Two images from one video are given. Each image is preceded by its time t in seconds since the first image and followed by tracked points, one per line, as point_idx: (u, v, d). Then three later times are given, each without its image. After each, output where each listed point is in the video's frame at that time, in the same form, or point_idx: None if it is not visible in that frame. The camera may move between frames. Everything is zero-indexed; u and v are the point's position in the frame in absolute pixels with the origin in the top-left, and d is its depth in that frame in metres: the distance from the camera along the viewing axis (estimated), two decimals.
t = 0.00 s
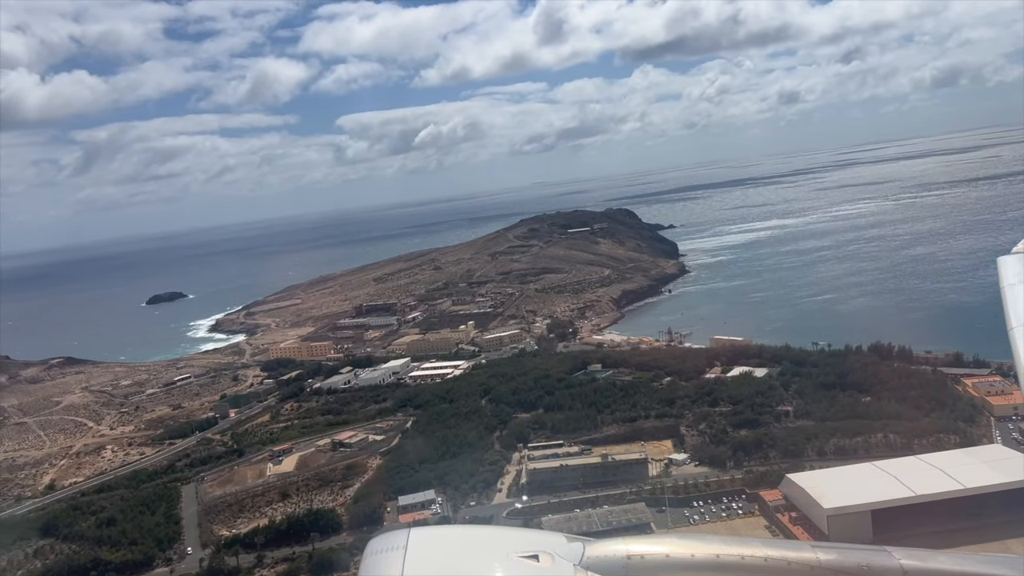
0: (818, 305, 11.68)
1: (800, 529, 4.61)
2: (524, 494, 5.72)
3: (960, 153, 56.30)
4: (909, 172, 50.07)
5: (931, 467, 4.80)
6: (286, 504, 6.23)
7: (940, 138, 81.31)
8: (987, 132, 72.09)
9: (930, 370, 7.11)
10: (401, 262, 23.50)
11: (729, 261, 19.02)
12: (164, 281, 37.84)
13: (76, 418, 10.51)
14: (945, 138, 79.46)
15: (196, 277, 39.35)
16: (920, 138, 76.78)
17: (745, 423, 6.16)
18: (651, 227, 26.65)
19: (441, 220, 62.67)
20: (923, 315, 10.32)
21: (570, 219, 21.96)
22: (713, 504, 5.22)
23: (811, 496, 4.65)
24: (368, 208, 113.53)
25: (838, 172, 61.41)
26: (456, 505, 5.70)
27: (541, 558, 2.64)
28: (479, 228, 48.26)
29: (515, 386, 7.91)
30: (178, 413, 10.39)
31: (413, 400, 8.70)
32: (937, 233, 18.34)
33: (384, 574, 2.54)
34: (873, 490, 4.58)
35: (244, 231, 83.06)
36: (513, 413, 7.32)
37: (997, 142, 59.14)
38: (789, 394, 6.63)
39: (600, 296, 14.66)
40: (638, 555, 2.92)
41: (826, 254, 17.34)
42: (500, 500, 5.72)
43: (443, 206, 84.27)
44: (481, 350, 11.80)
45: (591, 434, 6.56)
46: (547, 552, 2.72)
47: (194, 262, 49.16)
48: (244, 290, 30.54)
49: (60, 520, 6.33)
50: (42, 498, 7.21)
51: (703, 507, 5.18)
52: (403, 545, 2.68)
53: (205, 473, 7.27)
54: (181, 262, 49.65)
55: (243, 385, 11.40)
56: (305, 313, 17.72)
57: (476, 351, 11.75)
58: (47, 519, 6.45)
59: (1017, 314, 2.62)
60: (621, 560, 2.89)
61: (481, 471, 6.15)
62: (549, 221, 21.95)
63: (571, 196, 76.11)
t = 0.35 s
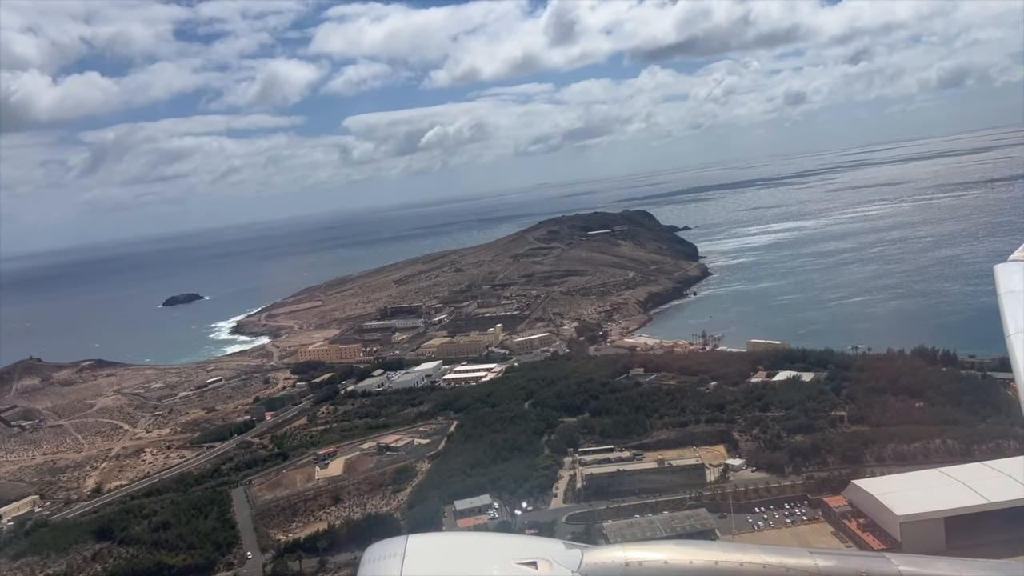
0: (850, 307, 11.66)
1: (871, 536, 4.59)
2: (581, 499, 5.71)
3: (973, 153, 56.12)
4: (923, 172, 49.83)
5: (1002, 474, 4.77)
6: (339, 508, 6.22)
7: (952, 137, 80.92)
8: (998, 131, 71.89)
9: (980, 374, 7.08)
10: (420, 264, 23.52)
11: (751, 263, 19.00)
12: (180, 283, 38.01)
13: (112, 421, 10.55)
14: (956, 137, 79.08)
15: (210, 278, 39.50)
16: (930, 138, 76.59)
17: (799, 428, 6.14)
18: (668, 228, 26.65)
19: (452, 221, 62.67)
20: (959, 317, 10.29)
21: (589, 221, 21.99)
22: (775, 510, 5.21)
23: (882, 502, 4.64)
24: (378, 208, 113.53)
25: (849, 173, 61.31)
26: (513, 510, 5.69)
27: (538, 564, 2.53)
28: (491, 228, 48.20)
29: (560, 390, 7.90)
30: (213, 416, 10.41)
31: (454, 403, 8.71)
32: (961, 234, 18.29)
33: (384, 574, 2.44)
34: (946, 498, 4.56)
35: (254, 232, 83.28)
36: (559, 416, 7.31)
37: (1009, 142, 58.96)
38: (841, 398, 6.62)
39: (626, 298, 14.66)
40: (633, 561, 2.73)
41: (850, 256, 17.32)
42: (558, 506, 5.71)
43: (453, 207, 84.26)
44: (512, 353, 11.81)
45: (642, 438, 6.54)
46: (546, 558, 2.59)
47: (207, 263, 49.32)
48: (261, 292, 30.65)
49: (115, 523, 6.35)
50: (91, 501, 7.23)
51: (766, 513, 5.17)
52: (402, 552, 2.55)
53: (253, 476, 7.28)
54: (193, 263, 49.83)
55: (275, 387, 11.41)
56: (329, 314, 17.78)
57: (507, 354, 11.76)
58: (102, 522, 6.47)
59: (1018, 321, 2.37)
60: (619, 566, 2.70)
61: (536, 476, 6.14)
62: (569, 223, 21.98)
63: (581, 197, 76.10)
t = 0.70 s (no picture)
0: (881, 310, 11.64)
1: (936, 542, 4.57)
2: (634, 505, 5.71)
3: (985, 154, 55.94)
4: (935, 174, 49.65)
5: None
6: (387, 513, 6.23)
7: (962, 137, 80.61)
8: (1008, 132, 71.71)
9: None
10: (437, 266, 23.53)
11: (772, 265, 19.00)
12: (194, 284, 38.14)
13: (143, 424, 10.58)
14: (966, 138, 78.88)
15: (223, 280, 39.63)
16: (940, 139, 76.43)
17: (850, 434, 6.14)
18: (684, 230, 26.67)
19: (462, 222, 62.68)
20: (992, 321, 10.26)
21: (607, 223, 22.01)
22: (832, 515, 5.20)
23: (947, 508, 4.63)
24: (385, 209, 113.73)
25: (860, 174, 61.21)
26: (566, 514, 5.69)
27: (541, 564, 2.40)
28: (502, 229, 48.18)
29: (599, 393, 7.90)
30: (245, 418, 10.43)
31: (490, 407, 8.72)
32: (983, 236, 18.23)
33: (383, 574, 2.30)
34: (1012, 505, 4.54)
35: (263, 233, 83.47)
36: (601, 420, 7.32)
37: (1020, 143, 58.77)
38: (888, 403, 6.61)
39: (651, 301, 14.66)
40: (633, 559, 2.62)
41: (872, 258, 17.28)
42: (610, 511, 5.71)
43: (462, 208, 84.26)
44: (541, 355, 11.81)
45: (688, 443, 6.53)
46: (547, 557, 2.46)
47: (218, 263, 49.46)
48: (276, 293, 30.73)
49: (164, 527, 6.36)
50: (134, 504, 7.25)
51: (824, 519, 5.15)
52: (402, 550, 2.40)
53: (295, 479, 7.29)
54: (205, 264, 49.98)
55: (305, 390, 11.42)
56: (350, 316, 17.81)
57: (537, 357, 11.76)
58: (150, 525, 6.48)
59: (1017, 320, 2.14)
60: (619, 564, 2.59)
61: (586, 480, 6.14)
62: (587, 226, 22.01)
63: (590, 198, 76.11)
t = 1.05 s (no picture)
0: (914, 313, 11.60)
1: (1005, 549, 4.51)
2: (692, 511, 5.69)
3: (998, 155, 55.78)
4: (949, 176, 49.51)
5: None
6: (440, 518, 6.21)
7: (974, 139, 80.33)
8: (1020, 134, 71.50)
9: None
10: (455, 269, 23.51)
11: (795, 267, 18.96)
12: (209, 287, 38.21)
13: (178, 428, 10.59)
14: (978, 139, 78.64)
15: (238, 282, 39.71)
16: (952, 141, 76.22)
17: (906, 441, 6.11)
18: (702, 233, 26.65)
19: (473, 224, 62.71)
20: None
21: (628, 226, 22.01)
22: (897, 523, 5.16)
23: (1017, 517, 4.59)
24: (394, 211, 113.87)
25: (872, 175, 61.09)
26: (624, 521, 5.67)
27: (539, 562, 2.09)
28: (514, 231, 48.14)
29: (643, 399, 7.88)
30: (279, 422, 10.44)
31: (530, 412, 8.70)
32: (1008, 238, 18.17)
33: (379, 575, 2.01)
34: None
35: (274, 235, 83.61)
36: (648, 426, 7.30)
37: None
38: (941, 409, 6.58)
39: (678, 305, 14.64)
40: (633, 557, 2.25)
41: (897, 261, 17.24)
42: (668, 517, 5.68)
43: (472, 209, 84.33)
44: (572, 359, 11.80)
45: (741, 449, 6.50)
46: (545, 555, 2.15)
47: (232, 265, 49.56)
48: (293, 295, 30.78)
49: (216, 532, 6.36)
50: (182, 509, 7.25)
51: (888, 526, 5.11)
52: (400, 549, 2.12)
53: (343, 485, 7.28)
54: (218, 266, 50.09)
55: (337, 394, 11.41)
56: (373, 319, 17.82)
57: (569, 360, 11.75)
58: (202, 531, 6.48)
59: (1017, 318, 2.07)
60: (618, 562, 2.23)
61: (641, 487, 6.12)
62: (608, 229, 22.03)
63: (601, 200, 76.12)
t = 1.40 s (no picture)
0: (946, 317, 11.54)
1: None
2: (745, 518, 5.67)
3: (1010, 157, 55.57)
4: (963, 177, 49.32)
5: None
6: (488, 523, 6.19)
7: (985, 140, 80.05)
8: None
9: None
10: (473, 272, 23.50)
11: (816, 271, 18.91)
12: (223, 289, 38.29)
13: (209, 432, 10.60)
14: (989, 140, 78.35)
15: (252, 283, 39.80)
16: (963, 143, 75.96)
17: (957, 448, 6.09)
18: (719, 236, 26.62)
19: (484, 226, 62.74)
20: None
21: (647, 230, 22.01)
22: (954, 530, 5.09)
23: None
24: (403, 213, 114.01)
25: (884, 177, 60.93)
26: (676, 527, 5.64)
27: (536, 560, 2.04)
28: (525, 234, 48.07)
29: (684, 405, 7.87)
30: (311, 426, 10.44)
31: (567, 416, 8.69)
32: None
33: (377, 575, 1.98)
34: None
35: (284, 236, 83.78)
36: (691, 432, 7.28)
37: None
38: (990, 415, 6.54)
39: (702, 308, 14.62)
40: (630, 555, 2.17)
41: (922, 264, 17.16)
42: (721, 524, 5.65)
43: (481, 211, 84.38)
44: (601, 363, 11.78)
45: (788, 455, 6.48)
46: (543, 554, 2.10)
47: (244, 267, 49.67)
48: (308, 297, 30.84)
49: (264, 537, 6.37)
50: (224, 514, 7.26)
51: (946, 533, 5.05)
52: (398, 547, 2.09)
53: (385, 489, 7.28)
54: (230, 268, 50.18)
55: (366, 398, 11.41)
56: (395, 323, 17.83)
57: (598, 365, 11.73)
58: (248, 536, 6.48)
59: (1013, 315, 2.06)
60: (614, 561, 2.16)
61: (690, 493, 6.10)
62: (626, 233, 22.03)
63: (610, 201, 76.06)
